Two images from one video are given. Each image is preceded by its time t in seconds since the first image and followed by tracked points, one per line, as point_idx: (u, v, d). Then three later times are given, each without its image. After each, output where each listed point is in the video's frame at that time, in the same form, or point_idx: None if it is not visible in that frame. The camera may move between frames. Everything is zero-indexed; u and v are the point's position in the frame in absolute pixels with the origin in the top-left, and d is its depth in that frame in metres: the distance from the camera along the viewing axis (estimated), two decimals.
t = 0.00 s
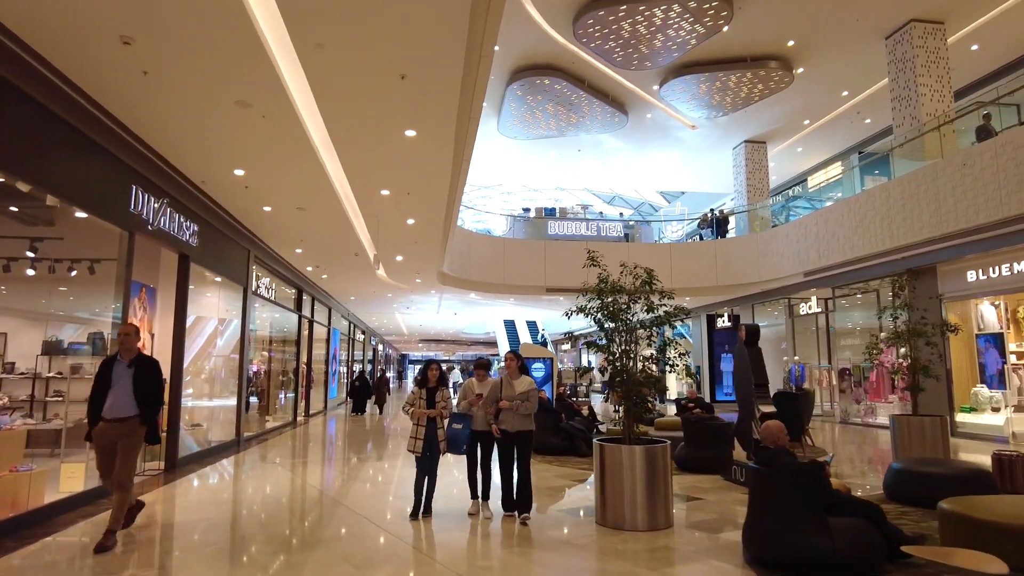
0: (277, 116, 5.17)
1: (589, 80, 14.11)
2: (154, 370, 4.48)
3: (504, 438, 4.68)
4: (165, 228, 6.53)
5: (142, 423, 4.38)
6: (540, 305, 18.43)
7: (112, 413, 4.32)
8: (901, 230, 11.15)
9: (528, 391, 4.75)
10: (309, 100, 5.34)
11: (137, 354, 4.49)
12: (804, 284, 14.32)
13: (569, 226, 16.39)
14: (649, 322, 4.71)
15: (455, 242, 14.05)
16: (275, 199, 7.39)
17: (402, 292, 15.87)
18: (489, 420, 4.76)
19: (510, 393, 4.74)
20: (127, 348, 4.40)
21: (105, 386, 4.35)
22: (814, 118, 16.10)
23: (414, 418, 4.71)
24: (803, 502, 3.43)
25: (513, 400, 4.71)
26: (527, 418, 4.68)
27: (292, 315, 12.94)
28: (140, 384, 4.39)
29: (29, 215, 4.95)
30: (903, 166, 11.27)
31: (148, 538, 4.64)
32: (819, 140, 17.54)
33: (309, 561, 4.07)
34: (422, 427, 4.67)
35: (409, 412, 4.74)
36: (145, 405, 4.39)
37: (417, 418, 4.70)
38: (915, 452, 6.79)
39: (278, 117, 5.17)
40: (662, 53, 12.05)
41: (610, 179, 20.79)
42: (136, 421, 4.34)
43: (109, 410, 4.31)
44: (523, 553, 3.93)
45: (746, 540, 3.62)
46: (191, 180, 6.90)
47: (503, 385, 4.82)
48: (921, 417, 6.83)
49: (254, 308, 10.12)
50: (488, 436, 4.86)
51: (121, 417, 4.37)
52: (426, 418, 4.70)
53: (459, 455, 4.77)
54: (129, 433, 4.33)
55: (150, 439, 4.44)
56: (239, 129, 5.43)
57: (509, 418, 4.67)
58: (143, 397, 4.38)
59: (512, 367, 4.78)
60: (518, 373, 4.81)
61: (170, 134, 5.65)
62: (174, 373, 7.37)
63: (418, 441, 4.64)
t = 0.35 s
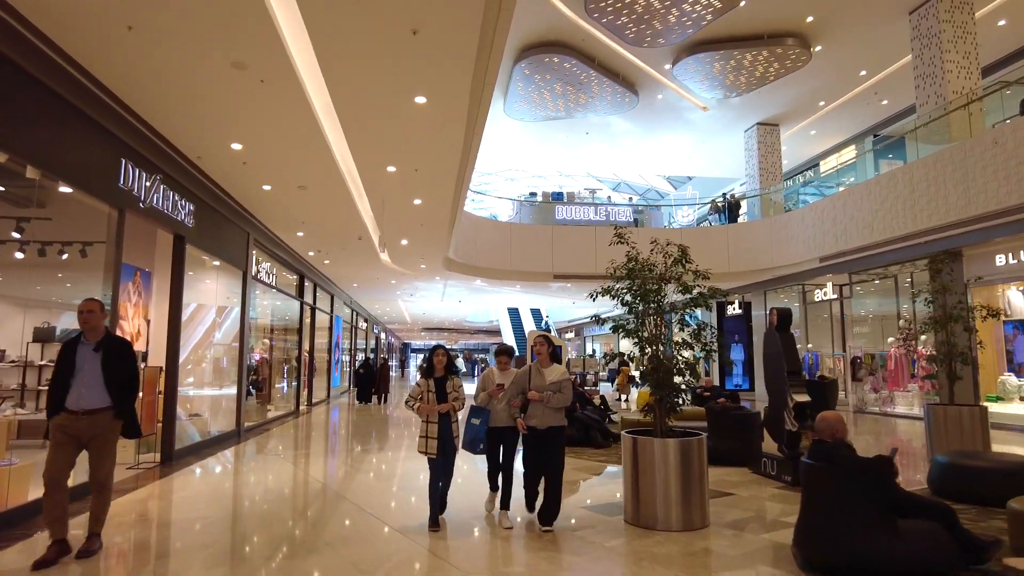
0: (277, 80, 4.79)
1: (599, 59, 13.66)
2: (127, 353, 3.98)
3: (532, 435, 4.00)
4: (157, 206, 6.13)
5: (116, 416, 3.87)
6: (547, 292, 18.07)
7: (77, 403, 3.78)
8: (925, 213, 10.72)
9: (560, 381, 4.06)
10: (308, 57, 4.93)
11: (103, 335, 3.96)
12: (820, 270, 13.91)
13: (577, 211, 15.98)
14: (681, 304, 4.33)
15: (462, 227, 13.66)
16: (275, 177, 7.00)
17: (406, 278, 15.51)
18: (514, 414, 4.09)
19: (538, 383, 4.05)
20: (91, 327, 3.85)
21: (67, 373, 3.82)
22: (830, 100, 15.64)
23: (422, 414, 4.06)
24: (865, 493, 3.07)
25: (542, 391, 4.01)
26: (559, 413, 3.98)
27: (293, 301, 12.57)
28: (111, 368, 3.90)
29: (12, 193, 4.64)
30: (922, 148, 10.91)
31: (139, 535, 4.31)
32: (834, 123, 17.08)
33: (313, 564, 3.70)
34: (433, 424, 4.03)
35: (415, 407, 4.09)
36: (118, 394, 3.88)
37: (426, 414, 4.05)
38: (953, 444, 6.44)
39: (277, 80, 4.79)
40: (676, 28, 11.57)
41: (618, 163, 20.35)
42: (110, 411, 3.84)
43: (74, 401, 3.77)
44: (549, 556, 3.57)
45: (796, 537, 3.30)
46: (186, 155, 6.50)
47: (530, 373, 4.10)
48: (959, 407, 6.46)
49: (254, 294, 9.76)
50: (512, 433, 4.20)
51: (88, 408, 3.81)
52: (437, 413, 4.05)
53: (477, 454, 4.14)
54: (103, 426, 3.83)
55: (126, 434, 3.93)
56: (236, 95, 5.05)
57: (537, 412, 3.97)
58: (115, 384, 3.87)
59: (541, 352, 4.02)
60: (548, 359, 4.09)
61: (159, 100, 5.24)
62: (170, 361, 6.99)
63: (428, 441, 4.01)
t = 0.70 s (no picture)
0: (288, 41, 4.42)
1: (618, 35, 13.14)
2: (90, 343, 3.29)
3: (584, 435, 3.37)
4: (162, 183, 5.79)
5: (80, 417, 3.18)
6: (564, 278, 17.68)
7: (29, 403, 3.08)
8: (964, 193, 10.21)
9: (615, 374, 3.48)
10: (323, 14, 4.52)
11: (61, 320, 3.28)
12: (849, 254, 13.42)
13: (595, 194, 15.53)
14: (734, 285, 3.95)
15: (478, 210, 13.27)
16: (286, 153, 6.65)
17: (420, 264, 15.16)
18: (561, 409, 3.43)
19: (589, 376, 3.47)
20: (44, 309, 3.18)
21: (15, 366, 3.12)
22: (858, 78, 15.05)
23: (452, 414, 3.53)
24: (964, 493, 2.56)
25: (595, 384, 3.44)
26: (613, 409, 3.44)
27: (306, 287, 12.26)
28: (72, 359, 3.21)
29: (6, 169, 4.43)
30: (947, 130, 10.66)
31: (146, 531, 4.02)
32: (861, 103, 16.47)
33: (333, 569, 3.35)
34: (467, 424, 3.53)
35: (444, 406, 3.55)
36: (81, 391, 3.20)
37: (457, 415, 3.51)
38: (1011, 436, 6.03)
39: (288, 42, 4.42)
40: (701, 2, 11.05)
41: (636, 146, 19.83)
42: (71, 412, 3.15)
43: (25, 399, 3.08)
44: (597, 561, 3.20)
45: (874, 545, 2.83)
46: (192, 130, 6.15)
47: (580, 364, 3.52)
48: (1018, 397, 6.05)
49: (266, 279, 9.44)
50: (557, 431, 3.51)
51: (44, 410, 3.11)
52: (471, 412, 3.52)
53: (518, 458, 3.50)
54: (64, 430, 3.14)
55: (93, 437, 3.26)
56: (244, 59, 4.69)
57: (588, 407, 3.39)
58: (79, 377, 3.19)
59: (591, 341, 3.52)
60: (598, 347, 3.55)
61: (162, 65, 4.87)
62: (178, 349, 6.67)
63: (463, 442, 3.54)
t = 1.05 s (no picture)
0: (305, 6, 4.07)
1: (643, 15, 12.64)
2: (43, 332, 2.60)
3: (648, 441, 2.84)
4: (172, 164, 5.50)
5: (27, 421, 2.48)
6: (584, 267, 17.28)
7: None
8: (1012, 176, 9.68)
9: (684, 368, 2.95)
10: None
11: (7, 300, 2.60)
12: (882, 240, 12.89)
13: (617, 179, 15.08)
14: (797, 269, 3.59)
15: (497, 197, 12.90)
16: (302, 133, 6.33)
17: (437, 253, 14.83)
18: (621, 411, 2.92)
19: (654, 370, 2.96)
20: None
21: None
22: (892, 58, 14.43)
23: (499, 411, 2.91)
24: None
25: (659, 380, 2.93)
26: (684, 413, 2.88)
27: (322, 277, 11.98)
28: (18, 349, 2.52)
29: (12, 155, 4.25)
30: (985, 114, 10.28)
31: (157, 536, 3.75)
32: (894, 84, 15.83)
33: None
34: (512, 424, 2.92)
35: (490, 400, 2.94)
36: (27, 388, 2.50)
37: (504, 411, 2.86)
38: None
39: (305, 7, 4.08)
40: None
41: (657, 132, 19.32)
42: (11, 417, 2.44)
43: None
44: None
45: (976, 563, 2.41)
46: (202, 109, 5.83)
47: (642, 356, 3.01)
48: None
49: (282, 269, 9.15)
50: (613, 438, 2.98)
51: None
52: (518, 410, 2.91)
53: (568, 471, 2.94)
54: None
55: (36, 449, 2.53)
56: (257, 29, 4.36)
57: (654, 408, 2.85)
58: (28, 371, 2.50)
59: (655, 327, 3.00)
60: (663, 337, 3.04)
61: (171, 37, 4.54)
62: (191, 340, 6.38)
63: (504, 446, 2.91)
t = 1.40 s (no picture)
0: None
1: None
2: None
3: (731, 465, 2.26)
4: (164, 141, 5.11)
5: None
6: (594, 254, 16.89)
7: None
8: None
9: (780, 372, 2.31)
10: None
11: None
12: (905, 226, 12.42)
13: (629, 164, 14.65)
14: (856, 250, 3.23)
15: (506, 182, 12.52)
16: (303, 110, 5.93)
17: (445, 240, 14.47)
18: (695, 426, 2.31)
19: (739, 375, 2.31)
20: None
21: None
22: (916, 36, 13.89)
23: (538, 424, 2.22)
24: None
25: (747, 388, 2.29)
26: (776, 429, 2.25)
27: (328, 265, 11.64)
28: None
29: None
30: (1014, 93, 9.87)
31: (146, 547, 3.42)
32: (917, 64, 15.28)
33: None
34: (556, 443, 2.24)
35: (529, 410, 2.25)
36: None
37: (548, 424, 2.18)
38: None
39: None
40: None
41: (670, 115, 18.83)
42: None
43: None
44: None
45: None
46: (197, 83, 5.45)
47: (725, 356, 2.36)
48: None
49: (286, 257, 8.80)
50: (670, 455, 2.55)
51: None
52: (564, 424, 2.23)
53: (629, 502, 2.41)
54: None
55: None
56: None
57: (736, 424, 2.25)
58: None
59: (745, 320, 2.34)
60: (753, 333, 2.39)
61: (162, 3, 4.17)
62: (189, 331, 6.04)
63: (547, 470, 2.24)
